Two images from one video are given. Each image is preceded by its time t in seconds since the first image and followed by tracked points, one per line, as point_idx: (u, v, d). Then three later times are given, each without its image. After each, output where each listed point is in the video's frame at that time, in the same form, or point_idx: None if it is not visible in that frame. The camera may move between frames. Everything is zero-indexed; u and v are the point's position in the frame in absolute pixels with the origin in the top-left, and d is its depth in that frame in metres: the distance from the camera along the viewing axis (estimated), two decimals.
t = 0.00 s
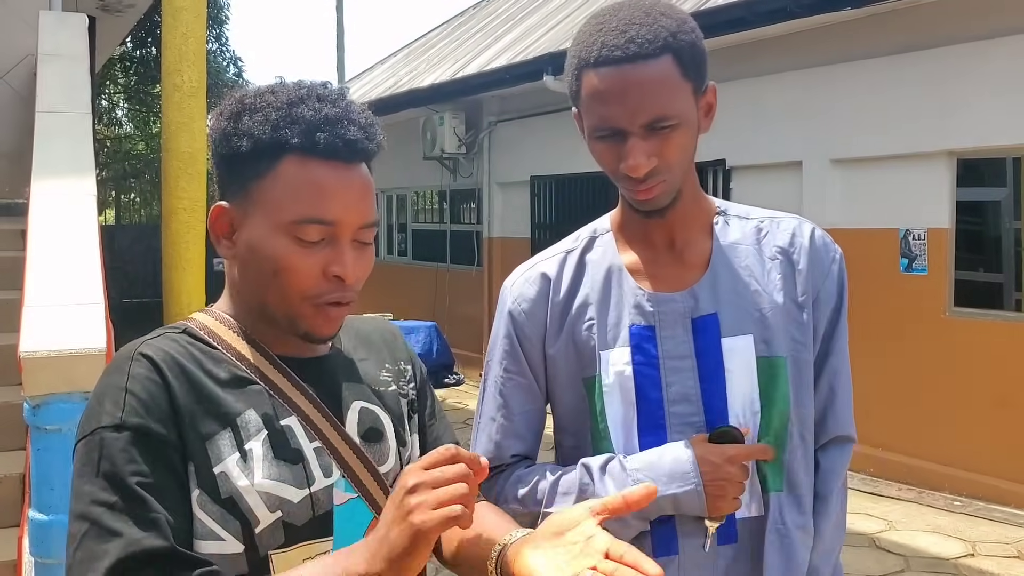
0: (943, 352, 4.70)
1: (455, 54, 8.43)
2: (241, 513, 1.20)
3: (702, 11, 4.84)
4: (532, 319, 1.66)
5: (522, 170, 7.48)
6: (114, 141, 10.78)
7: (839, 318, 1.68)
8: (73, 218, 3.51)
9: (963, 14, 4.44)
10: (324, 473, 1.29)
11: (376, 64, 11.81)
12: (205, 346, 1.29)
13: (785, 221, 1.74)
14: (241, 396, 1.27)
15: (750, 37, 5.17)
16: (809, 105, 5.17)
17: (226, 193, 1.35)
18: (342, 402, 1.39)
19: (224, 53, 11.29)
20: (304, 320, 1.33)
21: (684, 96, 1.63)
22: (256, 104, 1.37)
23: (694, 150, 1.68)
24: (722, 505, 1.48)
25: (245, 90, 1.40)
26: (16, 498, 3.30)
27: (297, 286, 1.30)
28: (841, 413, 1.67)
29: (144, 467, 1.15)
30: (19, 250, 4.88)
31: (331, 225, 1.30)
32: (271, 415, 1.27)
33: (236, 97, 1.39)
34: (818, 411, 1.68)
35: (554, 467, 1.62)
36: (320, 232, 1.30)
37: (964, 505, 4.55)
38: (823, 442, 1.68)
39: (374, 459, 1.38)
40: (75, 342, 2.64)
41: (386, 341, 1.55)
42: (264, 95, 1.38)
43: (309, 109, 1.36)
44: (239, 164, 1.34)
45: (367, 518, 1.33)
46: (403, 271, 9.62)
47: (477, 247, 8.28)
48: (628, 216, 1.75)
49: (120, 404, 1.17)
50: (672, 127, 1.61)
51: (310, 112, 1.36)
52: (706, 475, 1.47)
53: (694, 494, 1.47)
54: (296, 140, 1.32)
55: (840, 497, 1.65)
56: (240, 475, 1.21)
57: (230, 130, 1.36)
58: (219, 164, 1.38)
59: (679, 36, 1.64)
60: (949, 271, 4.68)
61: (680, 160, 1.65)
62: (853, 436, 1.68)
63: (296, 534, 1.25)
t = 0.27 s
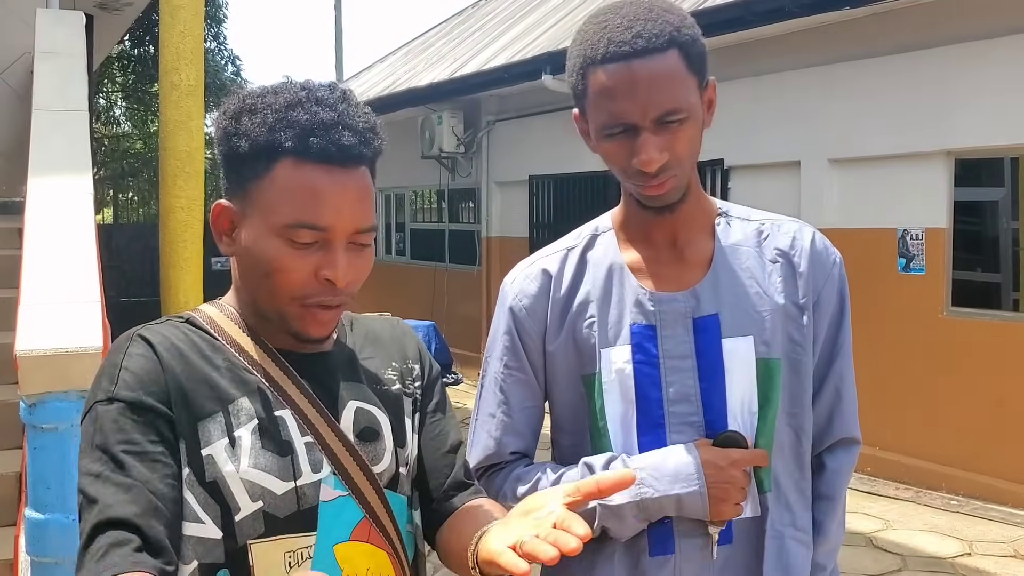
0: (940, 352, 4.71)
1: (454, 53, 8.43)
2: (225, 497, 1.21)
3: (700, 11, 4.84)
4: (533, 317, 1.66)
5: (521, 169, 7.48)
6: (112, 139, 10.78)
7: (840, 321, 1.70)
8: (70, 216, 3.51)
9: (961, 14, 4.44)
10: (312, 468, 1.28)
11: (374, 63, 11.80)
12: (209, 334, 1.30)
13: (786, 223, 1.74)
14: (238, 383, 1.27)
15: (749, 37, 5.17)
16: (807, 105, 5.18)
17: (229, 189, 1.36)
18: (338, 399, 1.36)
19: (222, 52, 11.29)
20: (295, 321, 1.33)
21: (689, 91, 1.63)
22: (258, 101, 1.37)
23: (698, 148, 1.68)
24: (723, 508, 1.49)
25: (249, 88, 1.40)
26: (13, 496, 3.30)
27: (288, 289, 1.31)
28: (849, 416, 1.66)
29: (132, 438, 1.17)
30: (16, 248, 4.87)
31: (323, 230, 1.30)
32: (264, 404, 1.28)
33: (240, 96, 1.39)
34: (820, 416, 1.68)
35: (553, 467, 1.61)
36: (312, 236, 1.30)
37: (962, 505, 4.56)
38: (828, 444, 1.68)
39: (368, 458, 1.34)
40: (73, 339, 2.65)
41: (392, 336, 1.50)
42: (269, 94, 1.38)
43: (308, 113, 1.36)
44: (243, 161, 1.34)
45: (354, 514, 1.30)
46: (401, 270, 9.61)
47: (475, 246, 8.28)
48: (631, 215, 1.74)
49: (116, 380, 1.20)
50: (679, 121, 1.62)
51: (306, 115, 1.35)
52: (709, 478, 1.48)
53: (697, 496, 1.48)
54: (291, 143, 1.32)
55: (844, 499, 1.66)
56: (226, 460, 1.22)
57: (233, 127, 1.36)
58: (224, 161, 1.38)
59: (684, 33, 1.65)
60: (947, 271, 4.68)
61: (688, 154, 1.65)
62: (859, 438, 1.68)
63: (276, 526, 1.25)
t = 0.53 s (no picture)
0: (938, 351, 4.71)
1: (452, 53, 8.43)
2: (219, 511, 1.22)
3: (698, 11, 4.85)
4: (533, 319, 1.66)
5: (519, 169, 7.48)
6: (110, 140, 10.78)
7: (829, 320, 1.72)
8: (68, 218, 3.51)
9: (958, 14, 4.44)
10: (306, 475, 1.28)
11: (373, 63, 11.81)
12: (196, 346, 1.30)
13: (777, 224, 1.75)
14: (225, 397, 1.27)
15: (747, 37, 5.17)
16: (805, 104, 5.18)
17: (247, 194, 1.35)
18: (331, 402, 1.37)
19: (221, 53, 11.29)
20: (339, 312, 1.34)
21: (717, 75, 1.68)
22: (278, 100, 1.36)
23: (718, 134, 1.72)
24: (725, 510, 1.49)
25: (254, 88, 1.38)
26: (12, 497, 3.30)
27: (339, 278, 1.32)
28: (835, 414, 1.71)
29: (76, 458, 1.16)
30: (14, 250, 4.88)
31: (365, 217, 1.34)
32: (254, 415, 1.28)
33: (248, 97, 1.37)
34: (811, 412, 1.73)
35: (552, 472, 1.62)
36: (355, 223, 1.33)
37: (961, 504, 4.56)
38: (818, 441, 1.73)
39: (363, 462, 1.35)
40: (69, 342, 2.65)
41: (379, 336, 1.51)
42: (280, 94, 1.38)
43: (333, 105, 1.39)
44: (268, 162, 1.33)
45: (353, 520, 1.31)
46: (399, 271, 9.62)
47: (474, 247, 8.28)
48: (630, 216, 1.74)
49: (85, 395, 1.20)
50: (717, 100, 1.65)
51: (336, 108, 1.38)
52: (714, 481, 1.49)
53: (698, 499, 1.48)
54: (332, 135, 1.35)
55: (835, 495, 1.69)
56: (218, 474, 1.23)
57: (259, 126, 1.35)
58: (240, 164, 1.35)
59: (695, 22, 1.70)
60: (944, 269, 4.69)
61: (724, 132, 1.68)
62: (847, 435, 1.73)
63: (273, 535, 1.25)
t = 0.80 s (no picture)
0: (936, 349, 4.72)
1: (449, 54, 8.44)
2: (218, 525, 1.22)
3: (694, 10, 4.85)
4: (527, 319, 1.66)
5: (516, 169, 7.49)
6: (109, 142, 10.79)
7: (820, 318, 1.74)
8: (66, 220, 3.51)
9: (955, 12, 4.45)
10: (301, 479, 1.29)
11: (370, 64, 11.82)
12: (177, 356, 1.29)
13: (768, 223, 1.76)
14: (213, 408, 1.27)
15: (744, 36, 5.17)
16: (803, 103, 5.18)
17: (229, 199, 1.33)
18: (318, 404, 1.38)
19: (218, 54, 11.30)
20: (326, 311, 1.35)
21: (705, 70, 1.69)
22: (255, 101, 1.36)
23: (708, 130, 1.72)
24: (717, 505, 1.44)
25: (228, 91, 1.37)
26: (11, 499, 3.31)
27: (327, 277, 1.33)
28: (827, 411, 1.73)
29: (85, 493, 1.16)
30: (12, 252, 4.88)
31: (348, 212, 1.36)
32: (243, 424, 1.28)
33: (225, 99, 1.36)
34: (803, 410, 1.74)
35: (549, 471, 1.62)
36: (340, 219, 1.35)
37: (960, 502, 4.57)
38: (810, 437, 1.74)
39: (352, 462, 1.36)
40: (66, 345, 2.65)
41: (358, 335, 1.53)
42: (255, 95, 1.37)
43: (312, 103, 1.39)
44: (249, 163, 1.32)
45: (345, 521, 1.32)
46: (398, 271, 9.63)
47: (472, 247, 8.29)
48: (620, 216, 1.75)
49: (76, 425, 1.18)
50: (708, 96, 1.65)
51: (312, 105, 1.39)
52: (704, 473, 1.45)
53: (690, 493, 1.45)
54: (314, 133, 1.35)
55: (827, 492, 1.69)
56: (213, 487, 1.23)
57: (239, 127, 1.33)
58: (218, 166, 1.33)
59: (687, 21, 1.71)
60: (942, 268, 4.70)
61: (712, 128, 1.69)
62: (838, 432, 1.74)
63: (273, 541, 1.26)
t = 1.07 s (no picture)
0: (935, 348, 4.71)
1: (447, 54, 8.43)
2: (215, 514, 1.21)
3: (692, 10, 4.84)
4: (519, 320, 1.65)
5: (515, 170, 7.48)
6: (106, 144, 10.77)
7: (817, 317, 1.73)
8: (63, 222, 3.50)
9: (954, 11, 4.44)
10: (296, 471, 1.30)
11: (368, 65, 11.81)
12: (173, 348, 1.28)
13: (764, 224, 1.75)
14: (211, 399, 1.26)
15: (741, 36, 5.17)
16: (801, 102, 5.17)
17: (212, 204, 1.33)
18: (310, 398, 1.41)
19: (215, 56, 11.30)
20: (308, 314, 1.34)
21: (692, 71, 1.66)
22: (234, 105, 1.36)
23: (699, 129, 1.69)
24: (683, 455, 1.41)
25: (209, 95, 1.37)
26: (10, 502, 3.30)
27: (308, 281, 1.32)
28: (825, 412, 1.71)
29: (80, 475, 1.13)
30: (10, 255, 4.87)
31: (334, 215, 1.34)
32: (240, 416, 1.28)
33: (207, 103, 1.36)
34: (799, 412, 1.73)
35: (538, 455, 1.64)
36: (325, 222, 1.33)
37: (960, 501, 4.57)
38: (806, 439, 1.73)
39: (344, 451, 1.40)
40: (63, 347, 2.64)
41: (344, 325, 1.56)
42: (235, 98, 1.37)
43: (293, 105, 1.38)
44: (229, 167, 1.32)
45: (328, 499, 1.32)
46: (396, 272, 9.62)
47: (470, 247, 8.28)
48: (611, 217, 1.74)
49: (73, 406, 1.16)
50: (690, 96, 1.63)
51: (293, 107, 1.38)
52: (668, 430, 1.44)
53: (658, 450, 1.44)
54: (293, 136, 1.34)
55: (824, 494, 1.68)
56: (211, 477, 1.22)
57: (216, 131, 1.33)
58: (197, 171, 1.33)
59: (677, 21, 1.69)
60: (942, 266, 4.71)
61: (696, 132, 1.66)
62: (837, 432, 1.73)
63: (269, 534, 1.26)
